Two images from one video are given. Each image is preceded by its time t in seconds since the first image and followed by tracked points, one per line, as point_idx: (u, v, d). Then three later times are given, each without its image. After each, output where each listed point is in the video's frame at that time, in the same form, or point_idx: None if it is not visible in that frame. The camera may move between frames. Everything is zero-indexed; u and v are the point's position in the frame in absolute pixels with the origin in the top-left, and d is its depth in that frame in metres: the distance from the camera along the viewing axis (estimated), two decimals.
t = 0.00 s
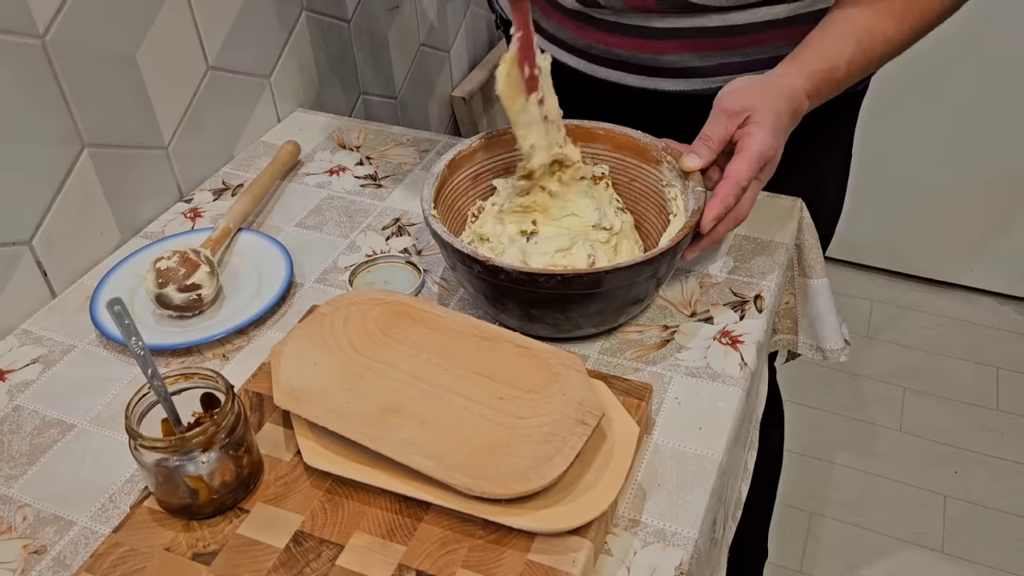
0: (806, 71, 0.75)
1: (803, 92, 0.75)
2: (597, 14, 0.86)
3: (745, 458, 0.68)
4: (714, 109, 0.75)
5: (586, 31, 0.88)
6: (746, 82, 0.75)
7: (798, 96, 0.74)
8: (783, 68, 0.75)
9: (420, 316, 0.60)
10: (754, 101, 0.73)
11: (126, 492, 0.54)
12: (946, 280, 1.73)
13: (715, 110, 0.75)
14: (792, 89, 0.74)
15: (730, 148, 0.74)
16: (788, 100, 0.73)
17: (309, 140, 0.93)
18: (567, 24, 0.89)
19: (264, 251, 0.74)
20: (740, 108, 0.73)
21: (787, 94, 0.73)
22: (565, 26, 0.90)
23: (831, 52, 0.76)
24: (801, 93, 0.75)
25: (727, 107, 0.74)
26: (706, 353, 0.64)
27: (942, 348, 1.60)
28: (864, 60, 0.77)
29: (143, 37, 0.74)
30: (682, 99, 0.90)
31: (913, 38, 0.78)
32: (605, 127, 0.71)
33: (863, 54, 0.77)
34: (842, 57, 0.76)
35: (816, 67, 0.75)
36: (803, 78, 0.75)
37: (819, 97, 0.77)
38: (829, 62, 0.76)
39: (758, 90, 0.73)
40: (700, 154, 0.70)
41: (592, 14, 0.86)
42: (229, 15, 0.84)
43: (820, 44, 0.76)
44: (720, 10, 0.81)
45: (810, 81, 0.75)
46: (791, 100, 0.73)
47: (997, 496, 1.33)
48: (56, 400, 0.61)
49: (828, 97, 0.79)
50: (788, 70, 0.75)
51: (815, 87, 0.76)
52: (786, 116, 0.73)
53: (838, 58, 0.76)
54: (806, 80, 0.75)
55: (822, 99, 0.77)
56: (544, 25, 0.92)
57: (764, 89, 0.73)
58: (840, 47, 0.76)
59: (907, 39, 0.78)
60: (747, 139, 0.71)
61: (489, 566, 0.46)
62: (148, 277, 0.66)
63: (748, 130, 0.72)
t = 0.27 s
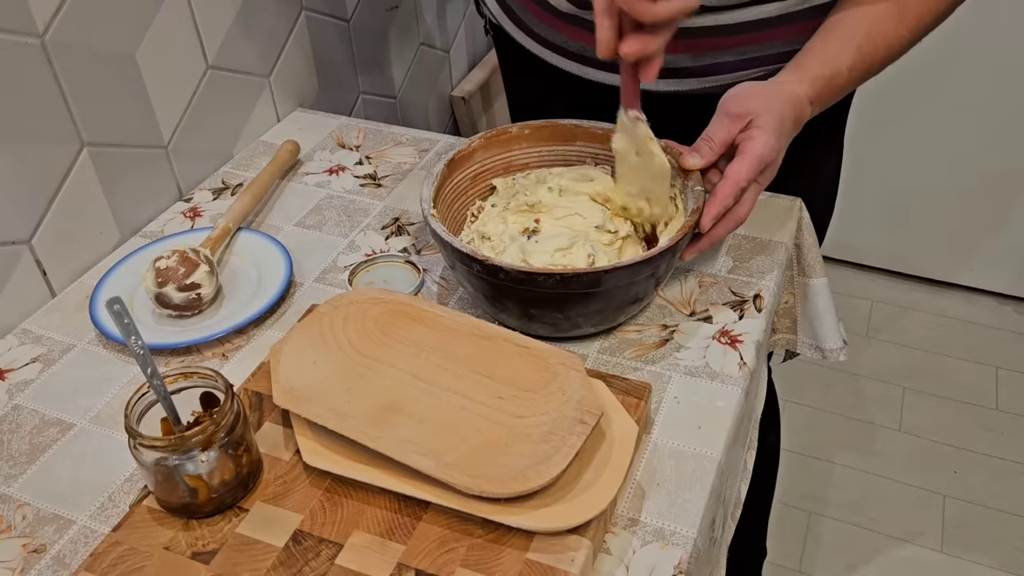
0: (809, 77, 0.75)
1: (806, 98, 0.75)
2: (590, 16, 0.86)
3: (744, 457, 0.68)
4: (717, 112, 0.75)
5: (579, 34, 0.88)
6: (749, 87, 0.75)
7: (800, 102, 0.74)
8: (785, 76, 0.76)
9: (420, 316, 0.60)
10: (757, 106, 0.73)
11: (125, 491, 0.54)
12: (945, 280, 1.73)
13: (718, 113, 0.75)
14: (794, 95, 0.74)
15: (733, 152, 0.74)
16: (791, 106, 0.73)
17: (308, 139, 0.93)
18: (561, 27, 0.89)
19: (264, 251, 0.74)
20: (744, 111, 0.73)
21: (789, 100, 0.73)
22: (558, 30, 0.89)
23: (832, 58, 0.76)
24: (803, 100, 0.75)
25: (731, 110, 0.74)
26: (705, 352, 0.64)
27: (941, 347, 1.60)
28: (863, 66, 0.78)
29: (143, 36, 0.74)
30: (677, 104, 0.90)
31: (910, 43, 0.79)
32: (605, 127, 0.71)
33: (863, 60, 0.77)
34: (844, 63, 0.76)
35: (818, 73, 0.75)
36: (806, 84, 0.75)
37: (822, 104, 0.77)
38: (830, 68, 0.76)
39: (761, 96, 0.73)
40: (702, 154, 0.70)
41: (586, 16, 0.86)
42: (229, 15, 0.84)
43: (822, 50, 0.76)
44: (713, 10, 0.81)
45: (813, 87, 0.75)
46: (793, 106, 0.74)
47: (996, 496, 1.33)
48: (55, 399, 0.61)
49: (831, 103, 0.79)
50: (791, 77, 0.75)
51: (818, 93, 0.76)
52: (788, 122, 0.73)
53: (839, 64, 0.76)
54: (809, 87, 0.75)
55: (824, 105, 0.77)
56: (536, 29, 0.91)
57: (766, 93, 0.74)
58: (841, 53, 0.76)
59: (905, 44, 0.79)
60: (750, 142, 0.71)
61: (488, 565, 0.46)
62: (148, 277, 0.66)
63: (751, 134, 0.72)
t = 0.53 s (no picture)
0: (803, 70, 0.75)
1: (800, 89, 0.75)
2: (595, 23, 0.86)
3: (744, 457, 0.68)
4: (709, 106, 0.75)
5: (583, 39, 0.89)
6: (742, 82, 0.76)
7: (794, 94, 0.74)
8: (779, 69, 0.76)
9: (420, 316, 0.60)
10: (750, 98, 0.73)
11: (126, 490, 0.55)
12: (945, 280, 1.73)
13: (710, 107, 0.75)
14: (789, 87, 0.74)
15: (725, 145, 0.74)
16: (783, 98, 0.73)
17: (308, 139, 0.93)
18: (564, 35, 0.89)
19: (265, 250, 0.74)
20: (735, 103, 0.73)
21: (782, 92, 0.73)
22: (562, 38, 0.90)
23: (825, 52, 0.76)
24: (795, 91, 0.74)
25: (723, 102, 0.74)
26: (705, 352, 0.64)
27: (941, 347, 1.60)
28: (858, 61, 0.77)
29: (142, 36, 0.74)
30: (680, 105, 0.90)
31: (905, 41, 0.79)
32: (605, 126, 0.72)
33: (858, 55, 0.77)
34: (837, 56, 0.76)
35: (811, 66, 0.75)
36: (800, 76, 0.75)
37: (817, 97, 0.76)
38: (823, 61, 0.76)
39: (755, 88, 0.74)
40: (697, 146, 0.70)
41: (589, 22, 0.87)
42: (229, 15, 0.84)
43: (815, 45, 0.77)
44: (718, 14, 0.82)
45: (807, 79, 0.75)
46: (788, 98, 0.74)
47: (996, 496, 1.33)
48: (56, 398, 0.62)
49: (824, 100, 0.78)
50: (784, 70, 0.76)
51: (812, 85, 0.75)
52: (781, 114, 0.73)
53: (832, 57, 0.76)
54: (801, 79, 0.75)
55: (819, 99, 0.77)
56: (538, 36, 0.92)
57: (759, 87, 0.74)
58: (833, 47, 0.76)
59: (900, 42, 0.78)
60: (742, 133, 0.70)
61: (489, 564, 0.46)
62: (148, 276, 0.66)
63: (742, 124, 0.71)
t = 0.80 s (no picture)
0: (795, 65, 0.75)
1: (792, 85, 0.75)
2: (599, 22, 0.86)
3: (743, 457, 0.68)
4: (704, 103, 0.75)
5: (587, 39, 0.88)
6: (735, 78, 0.76)
7: (788, 90, 0.74)
8: (772, 63, 0.76)
9: (421, 316, 0.60)
10: (746, 95, 0.73)
11: (127, 491, 0.55)
12: (944, 280, 1.73)
13: (705, 105, 0.75)
14: (782, 82, 0.74)
15: (722, 143, 0.74)
16: (779, 95, 0.74)
17: (308, 139, 0.93)
18: (568, 33, 0.89)
19: (265, 250, 0.74)
20: (733, 102, 0.73)
21: (778, 89, 0.74)
22: (565, 36, 0.89)
23: (819, 47, 0.76)
24: (791, 88, 0.75)
25: (719, 101, 0.74)
26: (704, 351, 0.64)
27: (940, 347, 1.60)
28: (852, 57, 0.77)
29: (142, 36, 0.74)
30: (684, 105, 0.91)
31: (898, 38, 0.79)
32: (605, 127, 0.72)
33: (851, 52, 0.77)
34: (831, 53, 0.76)
35: (805, 62, 0.75)
36: (791, 71, 0.75)
37: (808, 92, 0.77)
38: (817, 56, 0.76)
39: (749, 85, 0.74)
40: (698, 145, 0.70)
41: (594, 21, 0.86)
42: (229, 15, 0.84)
43: (809, 39, 0.76)
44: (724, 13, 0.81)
45: (799, 75, 0.75)
46: (781, 94, 0.74)
47: (995, 496, 1.34)
48: (56, 399, 0.62)
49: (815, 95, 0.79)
50: (777, 65, 0.76)
51: (803, 81, 0.76)
52: (777, 110, 0.73)
53: (826, 53, 0.76)
54: (795, 75, 0.75)
55: (810, 94, 0.77)
56: (541, 35, 0.91)
57: (754, 83, 0.74)
58: (828, 42, 0.76)
59: (894, 38, 0.78)
60: (743, 132, 0.71)
61: (489, 564, 0.46)
62: (149, 277, 0.66)
63: (742, 123, 0.72)
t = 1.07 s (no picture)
0: (798, 69, 0.75)
1: (794, 89, 0.75)
2: (598, 20, 0.86)
3: (743, 458, 0.68)
4: (708, 107, 0.76)
5: (587, 37, 0.89)
6: (740, 80, 0.76)
7: (790, 94, 0.74)
8: (775, 67, 0.76)
9: (420, 317, 0.60)
10: (749, 100, 0.73)
11: (126, 492, 0.55)
12: (944, 281, 1.73)
13: (709, 108, 0.75)
14: (784, 87, 0.74)
15: (724, 148, 0.75)
16: (781, 100, 0.74)
17: (308, 140, 0.93)
18: (567, 31, 0.89)
19: (265, 251, 0.74)
20: (734, 107, 0.73)
21: (779, 93, 0.74)
22: (566, 35, 0.90)
23: (823, 50, 0.76)
24: (792, 92, 0.75)
25: (721, 105, 0.74)
26: (704, 353, 0.64)
27: (939, 348, 1.61)
28: (855, 59, 0.77)
29: (142, 37, 0.74)
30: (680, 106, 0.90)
31: (906, 38, 0.78)
32: (604, 127, 0.73)
33: (855, 54, 0.77)
34: (835, 56, 0.76)
35: (807, 66, 0.75)
36: (795, 76, 0.75)
37: (811, 96, 0.77)
38: (820, 61, 0.76)
39: (751, 89, 0.74)
40: (697, 150, 0.70)
41: (593, 20, 0.86)
42: (229, 16, 0.85)
43: (813, 42, 0.76)
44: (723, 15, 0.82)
45: (801, 79, 0.75)
46: (784, 99, 0.74)
47: (994, 496, 1.34)
48: (56, 400, 0.62)
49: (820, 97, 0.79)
50: (780, 68, 0.76)
51: (807, 85, 0.76)
52: (778, 116, 0.73)
53: (829, 57, 0.76)
54: (797, 79, 0.75)
55: (813, 98, 0.77)
56: (543, 32, 0.92)
57: (757, 87, 0.74)
58: (831, 46, 0.76)
59: (900, 40, 0.77)
60: (742, 139, 0.71)
61: (489, 565, 0.47)
62: (148, 278, 0.66)
63: (742, 129, 0.72)
